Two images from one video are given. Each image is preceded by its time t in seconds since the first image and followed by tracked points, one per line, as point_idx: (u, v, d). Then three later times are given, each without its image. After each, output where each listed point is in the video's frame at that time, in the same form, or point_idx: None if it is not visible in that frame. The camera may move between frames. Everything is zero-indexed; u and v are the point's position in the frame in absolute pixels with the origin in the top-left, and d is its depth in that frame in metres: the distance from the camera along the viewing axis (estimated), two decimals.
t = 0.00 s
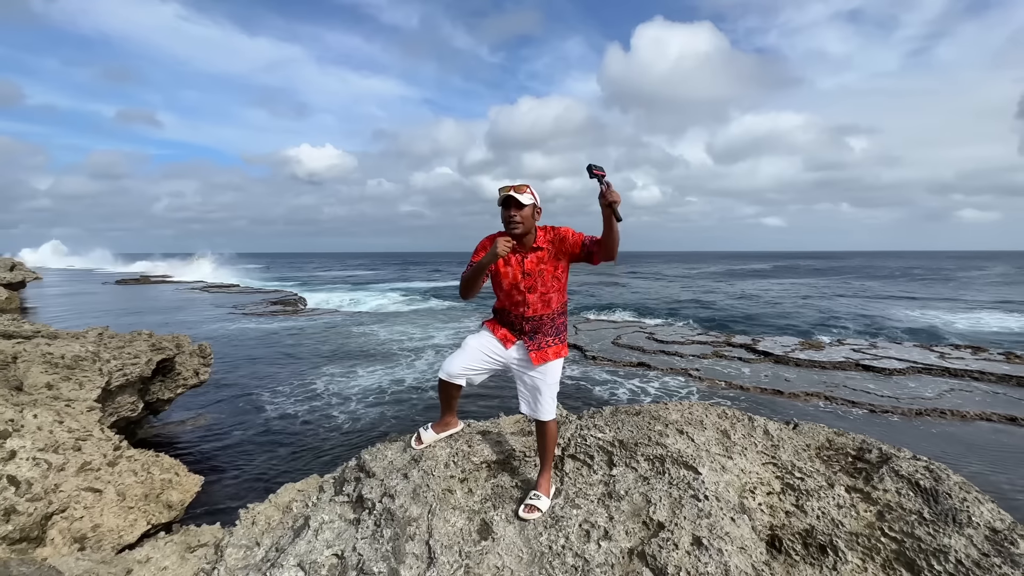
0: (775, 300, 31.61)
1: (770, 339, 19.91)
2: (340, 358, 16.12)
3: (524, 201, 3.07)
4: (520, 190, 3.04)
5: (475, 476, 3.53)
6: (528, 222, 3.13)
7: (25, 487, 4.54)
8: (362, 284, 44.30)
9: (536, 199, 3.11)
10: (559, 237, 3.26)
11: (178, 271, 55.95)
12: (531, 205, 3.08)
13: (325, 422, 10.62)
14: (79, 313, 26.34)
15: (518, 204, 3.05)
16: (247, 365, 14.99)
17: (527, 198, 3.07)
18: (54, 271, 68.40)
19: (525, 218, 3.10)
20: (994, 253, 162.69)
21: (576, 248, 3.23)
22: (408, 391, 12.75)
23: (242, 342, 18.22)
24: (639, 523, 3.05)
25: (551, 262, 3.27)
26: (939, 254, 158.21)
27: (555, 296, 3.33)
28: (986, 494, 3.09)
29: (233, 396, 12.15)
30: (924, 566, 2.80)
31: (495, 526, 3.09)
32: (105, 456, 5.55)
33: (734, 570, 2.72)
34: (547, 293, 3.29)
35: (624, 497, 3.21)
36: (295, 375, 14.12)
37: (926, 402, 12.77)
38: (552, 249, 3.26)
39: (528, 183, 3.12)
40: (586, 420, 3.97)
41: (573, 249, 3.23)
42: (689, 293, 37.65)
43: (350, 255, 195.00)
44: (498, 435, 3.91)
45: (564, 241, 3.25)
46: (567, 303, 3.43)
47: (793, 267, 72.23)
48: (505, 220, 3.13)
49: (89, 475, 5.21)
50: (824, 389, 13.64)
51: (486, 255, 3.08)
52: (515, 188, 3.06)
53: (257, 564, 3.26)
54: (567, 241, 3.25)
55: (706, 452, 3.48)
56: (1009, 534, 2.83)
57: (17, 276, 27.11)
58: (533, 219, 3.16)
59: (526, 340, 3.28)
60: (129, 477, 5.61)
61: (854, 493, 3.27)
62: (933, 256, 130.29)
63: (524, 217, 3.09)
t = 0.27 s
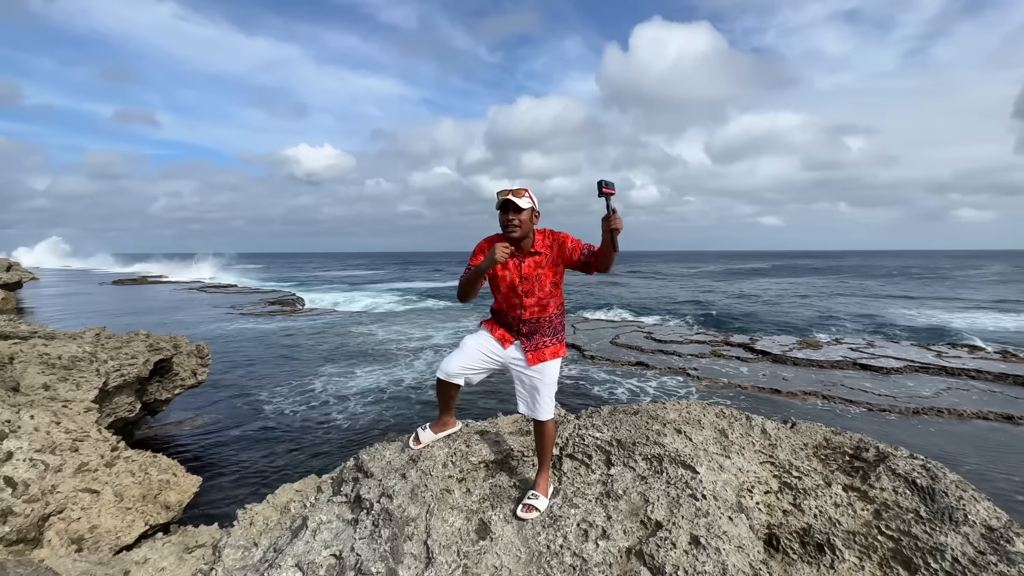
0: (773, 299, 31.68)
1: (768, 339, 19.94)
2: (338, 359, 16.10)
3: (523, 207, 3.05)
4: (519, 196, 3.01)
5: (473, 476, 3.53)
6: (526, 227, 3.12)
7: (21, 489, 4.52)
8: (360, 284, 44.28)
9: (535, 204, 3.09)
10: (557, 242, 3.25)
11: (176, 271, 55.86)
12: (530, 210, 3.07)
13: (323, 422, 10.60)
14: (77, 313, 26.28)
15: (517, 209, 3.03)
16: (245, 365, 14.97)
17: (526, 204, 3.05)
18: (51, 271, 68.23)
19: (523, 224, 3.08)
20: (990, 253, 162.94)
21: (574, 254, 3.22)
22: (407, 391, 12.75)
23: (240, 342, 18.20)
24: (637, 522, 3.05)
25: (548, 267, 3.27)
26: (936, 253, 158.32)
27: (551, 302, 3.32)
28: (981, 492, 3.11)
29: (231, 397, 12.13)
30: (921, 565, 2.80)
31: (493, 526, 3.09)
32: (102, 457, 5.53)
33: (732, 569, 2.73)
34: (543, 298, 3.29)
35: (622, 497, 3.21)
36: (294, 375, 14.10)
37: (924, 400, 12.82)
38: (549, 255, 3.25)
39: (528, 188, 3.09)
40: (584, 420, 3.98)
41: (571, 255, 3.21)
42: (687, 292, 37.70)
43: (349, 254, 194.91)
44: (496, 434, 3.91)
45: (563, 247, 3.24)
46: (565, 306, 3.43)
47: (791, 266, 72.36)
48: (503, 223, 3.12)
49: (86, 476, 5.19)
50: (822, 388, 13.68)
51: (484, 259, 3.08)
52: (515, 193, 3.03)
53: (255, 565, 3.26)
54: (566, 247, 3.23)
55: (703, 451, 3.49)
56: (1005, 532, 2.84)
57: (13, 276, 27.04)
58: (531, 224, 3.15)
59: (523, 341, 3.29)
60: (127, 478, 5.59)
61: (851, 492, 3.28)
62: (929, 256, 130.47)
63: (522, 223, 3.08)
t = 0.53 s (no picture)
0: (772, 298, 31.72)
1: (766, 338, 19.97)
2: (336, 358, 16.07)
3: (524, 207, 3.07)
4: (522, 195, 3.02)
5: (472, 475, 3.53)
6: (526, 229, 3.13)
7: (19, 489, 4.51)
8: (358, 284, 44.21)
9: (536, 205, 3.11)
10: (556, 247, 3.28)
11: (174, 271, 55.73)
12: (531, 211, 3.08)
13: (321, 422, 10.59)
14: (74, 313, 26.19)
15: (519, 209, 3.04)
16: (243, 365, 14.95)
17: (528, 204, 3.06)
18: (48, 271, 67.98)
19: (524, 224, 3.09)
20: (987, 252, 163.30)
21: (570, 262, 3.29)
22: (405, 390, 12.74)
23: (238, 342, 18.17)
24: (635, 521, 3.06)
25: (546, 271, 3.27)
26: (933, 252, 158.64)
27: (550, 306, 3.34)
28: (979, 490, 3.11)
29: (229, 397, 12.11)
30: (919, 563, 2.80)
31: (492, 526, 3.09)
32: (100, 457, 5.52)
33: (730, 567, 2.73)
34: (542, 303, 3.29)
35: (621, 496, 3.21)
36: (292, 375, 14.08)
37: (921, 399, 12.85)
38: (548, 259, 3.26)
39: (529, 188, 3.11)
40: (583, 419, 3.98)
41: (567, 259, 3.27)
42: (686, 291, 37.73)
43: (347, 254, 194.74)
44: (495, 433, 3.91)
45: (561, 251, 3.27)
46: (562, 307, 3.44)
47: (788, 265, 72.44)
48: (503, 222, 3.12)
49: (84, 477, 5.18)
50: (820, 387, 13.71)
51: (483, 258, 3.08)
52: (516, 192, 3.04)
53: (253, 565, 3.25)
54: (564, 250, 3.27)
55: (702, 450, 3.49)
56: (1002, 530, 2.85)
57: (10, 277, 26.95)
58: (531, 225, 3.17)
59: (521, 340, 3.28)
60: (125, 478, 5.58)
61: (849, 490, 3.29)
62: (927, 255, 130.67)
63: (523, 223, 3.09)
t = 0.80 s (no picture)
0: (771, 297, 31.75)
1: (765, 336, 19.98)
2: (335, 357, 16.06)
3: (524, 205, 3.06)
4: (522, 194, 3.02)
5: (472, 474, 3.53)
6: (526, 228, 3.12)
7: (18, 489, 4.51)
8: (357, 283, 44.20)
9: (536, 205, 3.11)
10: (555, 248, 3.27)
11: (173, 271, 55.54)
12: (531, 210, 3.08)
13: (321, 421, 10.60)
14: (73, 313, 26.13)
15: (518, 208, 3.03)
16: (243, 364, 14.94)
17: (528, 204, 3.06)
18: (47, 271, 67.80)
19: (523, 223, 3.09)
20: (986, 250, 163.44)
21: (569, 263, 3.29)
22: (405, 389, 12.73)
23: (237, 341, 18.15)
24: (635, 519, 3.06)
25: (545, 271, 3.26)
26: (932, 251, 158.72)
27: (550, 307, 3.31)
28: (978, 488, 3.12)
29: (229, 396, 12.10)
30: (918, 561, 2.81)
31: (491, 524, 3.10)
32: (99, 457, 5.52)
33: (730, 566, 2.73)
34: (541, 303, 3.27)
35: (620, 494, 3.21)
36: (291, 374, 14.08)
37: (920, 397, 12.86)
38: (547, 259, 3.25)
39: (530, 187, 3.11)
40: (582, 417, 3.98)
41: (568, 260, 3.27)
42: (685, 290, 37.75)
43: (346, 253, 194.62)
44: (494, 432, 3.90)
45: (560, 252, 3.27)
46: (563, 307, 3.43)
47: (787, 264, 72.50)
48: (503, 222, 3.12)
49: (83, 476, 5.18)
50: (819, 385, 13.72)
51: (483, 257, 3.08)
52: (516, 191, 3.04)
53: (252, 564, 3.25)
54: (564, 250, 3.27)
55: (701, 449, 3.49)
56: (1000, 528, 2.86)
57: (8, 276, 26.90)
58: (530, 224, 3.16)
59: (520, 339, 3.28)
60: (124, 477, 5.57)
61: (848, 488, 3.30)
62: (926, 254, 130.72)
63: (523, 223, 3.08)
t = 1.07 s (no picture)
0: (771, 296, 31.73)
1: (766, 335, 19.97)
2: (336, 356, 16.05)
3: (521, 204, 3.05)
4: (519, 191, 3.02)
5: (472, 473, 3.53)
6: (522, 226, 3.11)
7: (19, 488, 4.50)
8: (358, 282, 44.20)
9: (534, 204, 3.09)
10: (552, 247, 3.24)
11: (173, 271, 55.38)
12: (528, 209, 3.07)
13: (321, 420, 10.60)
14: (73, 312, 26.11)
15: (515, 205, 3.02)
16: (243, 363, 14.95)
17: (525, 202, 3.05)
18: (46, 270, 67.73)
19: (521, 221, 3.08)
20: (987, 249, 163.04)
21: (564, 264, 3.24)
22: (405, 388, 12.74)
23: (237, 340, 18.15)
24: (635, 518, 3.06)
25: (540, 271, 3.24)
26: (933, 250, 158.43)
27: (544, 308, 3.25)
28: (978, 487, 3.11)
29: (229, 395, 12.11)
30: (918, 559, 2.80)
31: (492, 523, 3.10)
32: (100, 455, 5.53)
33: (730, 564, 2.73)
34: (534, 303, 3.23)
35: (621, 493, 3.21)
36: (291, 373, 14.09)
37: (921, 396, 12.85)
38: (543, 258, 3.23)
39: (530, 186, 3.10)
40: (582, 416, 3.98)
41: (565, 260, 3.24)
42: (685, 289, 37.74)
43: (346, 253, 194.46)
44: (494, 431, 3.90)
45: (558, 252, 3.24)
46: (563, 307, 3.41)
47: (787, 263, 72.47)
48: (502, 221, 3.11)
49: (84, 475, 5.19)
50: (819, 384, 13.71)
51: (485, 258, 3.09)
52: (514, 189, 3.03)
53: (253, 563, 3.25)
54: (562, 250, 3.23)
55: (701, 448, 3.49)
56: (1001, 527, 2.85)
57: (9, 276, 26.89)
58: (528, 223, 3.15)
59: (520, 337, 3.28)
60: (125, 476, 5.58)
61: (849, 487, 3.29)
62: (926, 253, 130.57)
63: (520, 221, 3.07)
